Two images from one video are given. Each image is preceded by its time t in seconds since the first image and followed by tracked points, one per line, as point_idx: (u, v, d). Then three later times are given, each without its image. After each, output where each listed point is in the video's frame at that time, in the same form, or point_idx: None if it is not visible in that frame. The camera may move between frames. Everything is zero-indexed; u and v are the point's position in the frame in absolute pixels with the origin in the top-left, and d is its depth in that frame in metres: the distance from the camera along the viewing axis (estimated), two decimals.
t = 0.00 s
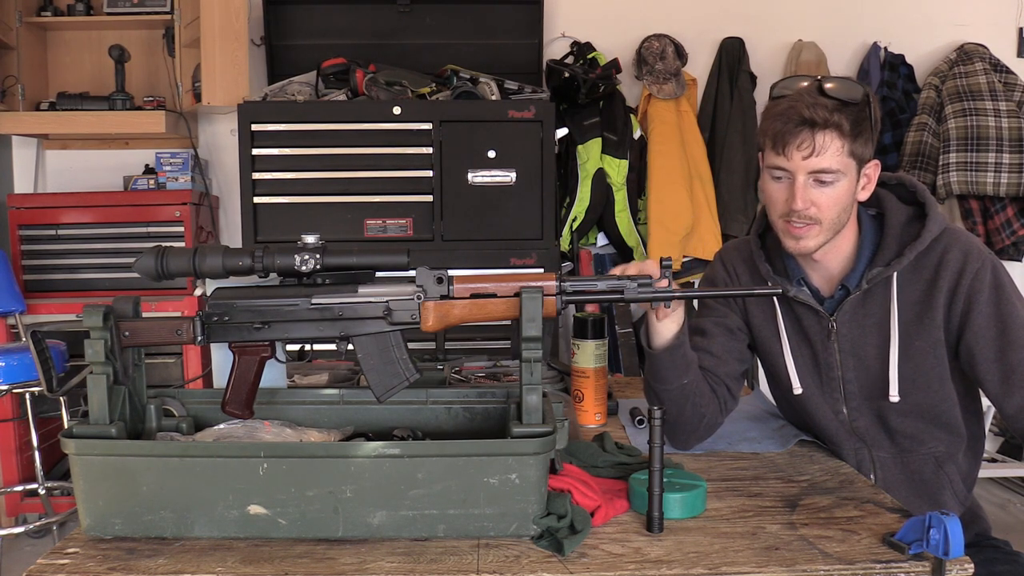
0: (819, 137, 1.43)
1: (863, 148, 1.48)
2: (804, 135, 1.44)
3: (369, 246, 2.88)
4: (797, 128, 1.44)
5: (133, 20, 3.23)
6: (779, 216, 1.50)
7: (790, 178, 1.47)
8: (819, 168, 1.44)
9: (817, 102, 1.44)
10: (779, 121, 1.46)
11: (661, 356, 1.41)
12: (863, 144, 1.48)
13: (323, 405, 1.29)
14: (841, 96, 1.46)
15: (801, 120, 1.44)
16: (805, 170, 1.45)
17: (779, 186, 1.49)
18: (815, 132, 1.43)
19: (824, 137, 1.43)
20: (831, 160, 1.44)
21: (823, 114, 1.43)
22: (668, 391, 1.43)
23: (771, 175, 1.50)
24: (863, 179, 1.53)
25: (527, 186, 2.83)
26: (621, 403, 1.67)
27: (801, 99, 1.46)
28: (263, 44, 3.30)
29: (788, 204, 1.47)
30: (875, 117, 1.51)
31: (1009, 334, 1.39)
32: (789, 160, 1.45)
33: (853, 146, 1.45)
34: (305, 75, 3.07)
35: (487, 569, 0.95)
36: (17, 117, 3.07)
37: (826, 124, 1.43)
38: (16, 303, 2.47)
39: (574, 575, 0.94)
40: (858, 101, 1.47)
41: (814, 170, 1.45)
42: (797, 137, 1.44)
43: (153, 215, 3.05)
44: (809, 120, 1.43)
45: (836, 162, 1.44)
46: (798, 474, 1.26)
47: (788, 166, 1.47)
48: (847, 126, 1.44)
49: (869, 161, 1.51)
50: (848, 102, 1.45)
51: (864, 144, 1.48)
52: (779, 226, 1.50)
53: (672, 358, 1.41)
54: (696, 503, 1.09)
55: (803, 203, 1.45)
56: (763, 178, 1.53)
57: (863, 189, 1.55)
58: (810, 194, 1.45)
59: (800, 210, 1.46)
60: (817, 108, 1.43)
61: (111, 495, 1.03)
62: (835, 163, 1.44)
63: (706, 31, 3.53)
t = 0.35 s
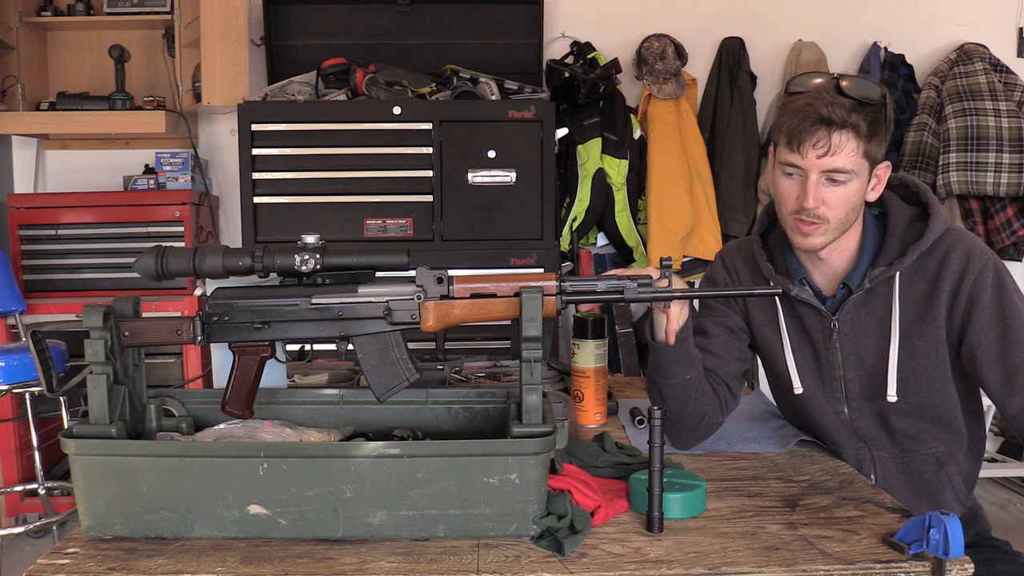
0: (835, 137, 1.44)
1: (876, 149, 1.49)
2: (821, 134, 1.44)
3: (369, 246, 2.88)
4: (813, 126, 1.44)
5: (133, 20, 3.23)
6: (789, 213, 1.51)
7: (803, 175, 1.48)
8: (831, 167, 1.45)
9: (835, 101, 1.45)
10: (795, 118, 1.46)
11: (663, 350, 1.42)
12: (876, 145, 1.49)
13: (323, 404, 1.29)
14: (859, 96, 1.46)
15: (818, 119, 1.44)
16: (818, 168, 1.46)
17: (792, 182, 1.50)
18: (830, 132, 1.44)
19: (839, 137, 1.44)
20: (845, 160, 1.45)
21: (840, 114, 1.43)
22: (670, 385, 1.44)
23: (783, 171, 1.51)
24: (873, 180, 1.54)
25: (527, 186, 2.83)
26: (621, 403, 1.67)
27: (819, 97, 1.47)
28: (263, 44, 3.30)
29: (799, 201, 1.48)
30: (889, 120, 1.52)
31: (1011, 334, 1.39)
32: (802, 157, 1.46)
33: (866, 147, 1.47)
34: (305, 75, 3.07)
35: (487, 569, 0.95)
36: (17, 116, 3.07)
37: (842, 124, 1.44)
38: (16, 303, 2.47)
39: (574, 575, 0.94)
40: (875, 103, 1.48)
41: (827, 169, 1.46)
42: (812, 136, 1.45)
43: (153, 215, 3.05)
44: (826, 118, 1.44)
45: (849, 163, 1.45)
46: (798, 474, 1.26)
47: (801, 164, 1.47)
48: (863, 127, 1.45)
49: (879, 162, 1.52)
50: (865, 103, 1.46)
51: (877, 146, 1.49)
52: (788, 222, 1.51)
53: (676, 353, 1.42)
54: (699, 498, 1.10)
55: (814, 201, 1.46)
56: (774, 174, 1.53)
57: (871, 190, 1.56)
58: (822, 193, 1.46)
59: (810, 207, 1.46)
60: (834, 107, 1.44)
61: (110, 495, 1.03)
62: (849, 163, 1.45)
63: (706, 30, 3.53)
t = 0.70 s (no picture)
0: (882, 117, 1.45)
1: (919, 136, 1.50)
2: (868, 112, 1.45)
3: (369, 246, 2.88)
4: (861, 105, 1.46)
5: (133, 20, 3.23)
6: (830, 195, 1.51)
7: (847, 156, 1.49)
8: (876, 147, 1.46)
9: (883, 82, 1.46)
10: (843, 98, 1.48)
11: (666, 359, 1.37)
12: (920, 132, 1.50)
13: (323, 405, 1.29)
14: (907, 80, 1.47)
15: (865, 98, 1.45)
16: (864, 148, 1.47)
17: (835, 164, 1.51)
18: (877, 112, 1.45)
19: (886, 118, 1.45)
20: (890, 141, 1.46)
21: (889, 94, 1.45)
22: (672, 393, 1.39)
23: (827, 152, 1.51)
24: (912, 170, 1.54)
25: (528, 186, 2.83)
26: (621, 403, 1.67)
27: (868, 79, 1.48)
28: (263, 44, 3.30)
29: (841, 181, 1.49)
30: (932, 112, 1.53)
31: None
32: (848, 137, 1.47)
33: (911, 132, 1.48)
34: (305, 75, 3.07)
35: (487, 569, 0.95)
36: (17, 117, 3.07)
37: (889, 105, 1.45)
38: (16, 303, 2.47)
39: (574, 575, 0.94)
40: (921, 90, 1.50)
41: (871, 149, 1.46)
42: (859, 115, 1.46)
43: (153, 215, 3.05)
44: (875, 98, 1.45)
45: (894, 144, 1.46)
46: (797, 473, 1.26)
47: (846, 144, 1.48)
48: (909, 111, 1.46)
49: (921, 152, 1.53)
50: (912, 88, 1.47)
51: (921, 132, 1.50)
52: (829, 204, 1.52)
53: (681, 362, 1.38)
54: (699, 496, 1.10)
55: (856, 181, 1.47)
56: (818, 156, 1.54)
57: (909, 181, 1.57)
58: (865, 174, 1.47)
59: (853, 188, 1.47)
60: (883, 87, 1.45)
61: (110, 495, 1.03)
62: (894, 144, 1.46)
63: (706, 30, 3.53)
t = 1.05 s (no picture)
0: (912, 110, 1.46)
1: (955, 131, 1.50)
2: (899, 106, 1.47)
3: (370, 246, 2.88)
4: (892, 98, 1.47)
5: (133, 20, 3.23)
6: (861, 185, 1.53)
7: (879, 148, 1.50)
8: (907, 140, 1.47)
9: (917, 76, 1.47)
10: (875, 91, 1.49)
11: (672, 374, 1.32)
12: (955, 126, 1.50)
13: (323, 405, 1.29)
14: (943, 74, 1.47)
15: (898, 91, 1.47)
16: (894, 140, 1.48)
17: (867, 155, 1.53)
18: (909, 105, 1.46)
19: (917, 111, 1.46)
20: (921, 134, 1.47)
21: (921, 88, 1.46)
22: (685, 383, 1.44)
23: (860, 144, 1.53)
24: (949, 164, 1.53)
25: (528, 185, 2.83)
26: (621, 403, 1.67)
27: (902, 72, 1.49)
28: (263, 44, 3.30)
29: (871, 172, 1.51)
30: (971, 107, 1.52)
31: None
32: (879, 128, 1.49)
33: (945, 125, 1.48)
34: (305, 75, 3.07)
35: (487, 569, 0.95)
36: (17, 117, 3.07)
37: (921, 99, 1.46)
38: (16, 303, 2.47)
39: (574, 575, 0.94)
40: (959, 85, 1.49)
41: (902, 142, 1.48)
42: (890, 107, 1.47)
43: (153, 215, 3.05)
44: (907, 91, 1.46)
45: (926, 137, 1.47)
46: (798, 473, 1.26)
47: (877, 136, 1.50)
48: (943, 105, 1.47)
49: (958, 146, 1.52)
50: (948, 82, 1.47)
51: (956, 127, 1.50)
52: (859, 195, 1.54)
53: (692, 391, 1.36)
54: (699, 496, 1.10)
55: (885, 173, 1.49)
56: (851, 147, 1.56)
57: (947, 174, 1.56)
58: (895, 166, 1.48)
59: (882, 178, 1.49)
60: (916, 81, 1.46)
61: (110, 495, 1.03)
62: (925, 137, 1.47)
63: (706, 30, 3.53)
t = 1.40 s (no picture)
0: (922, 113, 1.46)
1: (963, 132, 1.50)
2: (909, 109, 1.46)
3: (369, 246, 2.88)
4: (903, 102, 1.47)
5: (133, 20, 3.23)
6: (871, 186, 1.54)
7: (888, 150, 1.51)
8: (917, 143, 1.47)
9: (927, 79, 1.46)
10: (885, 94, 1.49)
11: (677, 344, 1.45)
12: (964, 127, 1.50)
13: (323, 405, 1.29)
14: (954, 77, 1.47)
15: (908, 95, 1.46)
16: (904, 143, 1.48)
17: (877, 156, 1.53)
18: (919, 108, 1.46)
19: (927, 114, 1.46)
20: (931, 137, 1.47)
21: (932, 92, 1.45)
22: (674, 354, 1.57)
23: (869, 145, 1.54)
24: (957, 164, 1.54)
25: (528, 186, 2.83)
26: (621, 403, 1.67)
27: (913, 74, 1.48)
28: (264, 44, 3.30)
29: (880, 174, 1.52)
30: (979, 108, 1.52)
31: None
32: (889, 131, 1.49)
33: (955, 128, 1.48)
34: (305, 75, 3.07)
35: (487, 569, 0.95)
36: (17, 117, 3.07)
37: (931, 102, 1.45)
38: (16, 303, 2.47)
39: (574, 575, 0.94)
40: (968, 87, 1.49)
41: (912, 144, 1.48)
42: (901, 110, 1.47)
43: (153, 215, 3.05)
44: (917, 95, 1.46)
45: (935, 140, 1.47)
46: (798, 473, 1.26)
47: (887, 138, 1.50)
48: (952, 108, 1.46)
49: (966, 147, 1.52)
50: (958, 85, 1.47)
51: (965, 129, 1.50)
52: (869, 195, 1.54)
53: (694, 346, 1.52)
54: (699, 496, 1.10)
55: (895, 174, 1.49)
56: (861, 148, 1.57)
57: (955, 173, 1.56)
58: (904, 168, 1.49)
59: (891, 180, 1.50)
60: (926, 84, 1.45)
61: (110, 495, 1.03)
62: (935, 140, 1.47)
63: (706, 30, 3.53)
